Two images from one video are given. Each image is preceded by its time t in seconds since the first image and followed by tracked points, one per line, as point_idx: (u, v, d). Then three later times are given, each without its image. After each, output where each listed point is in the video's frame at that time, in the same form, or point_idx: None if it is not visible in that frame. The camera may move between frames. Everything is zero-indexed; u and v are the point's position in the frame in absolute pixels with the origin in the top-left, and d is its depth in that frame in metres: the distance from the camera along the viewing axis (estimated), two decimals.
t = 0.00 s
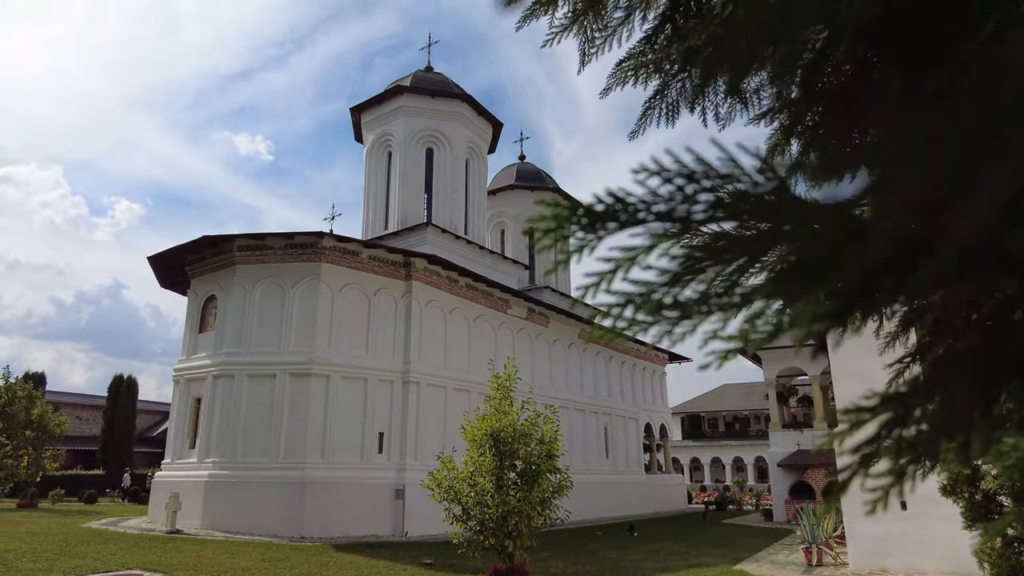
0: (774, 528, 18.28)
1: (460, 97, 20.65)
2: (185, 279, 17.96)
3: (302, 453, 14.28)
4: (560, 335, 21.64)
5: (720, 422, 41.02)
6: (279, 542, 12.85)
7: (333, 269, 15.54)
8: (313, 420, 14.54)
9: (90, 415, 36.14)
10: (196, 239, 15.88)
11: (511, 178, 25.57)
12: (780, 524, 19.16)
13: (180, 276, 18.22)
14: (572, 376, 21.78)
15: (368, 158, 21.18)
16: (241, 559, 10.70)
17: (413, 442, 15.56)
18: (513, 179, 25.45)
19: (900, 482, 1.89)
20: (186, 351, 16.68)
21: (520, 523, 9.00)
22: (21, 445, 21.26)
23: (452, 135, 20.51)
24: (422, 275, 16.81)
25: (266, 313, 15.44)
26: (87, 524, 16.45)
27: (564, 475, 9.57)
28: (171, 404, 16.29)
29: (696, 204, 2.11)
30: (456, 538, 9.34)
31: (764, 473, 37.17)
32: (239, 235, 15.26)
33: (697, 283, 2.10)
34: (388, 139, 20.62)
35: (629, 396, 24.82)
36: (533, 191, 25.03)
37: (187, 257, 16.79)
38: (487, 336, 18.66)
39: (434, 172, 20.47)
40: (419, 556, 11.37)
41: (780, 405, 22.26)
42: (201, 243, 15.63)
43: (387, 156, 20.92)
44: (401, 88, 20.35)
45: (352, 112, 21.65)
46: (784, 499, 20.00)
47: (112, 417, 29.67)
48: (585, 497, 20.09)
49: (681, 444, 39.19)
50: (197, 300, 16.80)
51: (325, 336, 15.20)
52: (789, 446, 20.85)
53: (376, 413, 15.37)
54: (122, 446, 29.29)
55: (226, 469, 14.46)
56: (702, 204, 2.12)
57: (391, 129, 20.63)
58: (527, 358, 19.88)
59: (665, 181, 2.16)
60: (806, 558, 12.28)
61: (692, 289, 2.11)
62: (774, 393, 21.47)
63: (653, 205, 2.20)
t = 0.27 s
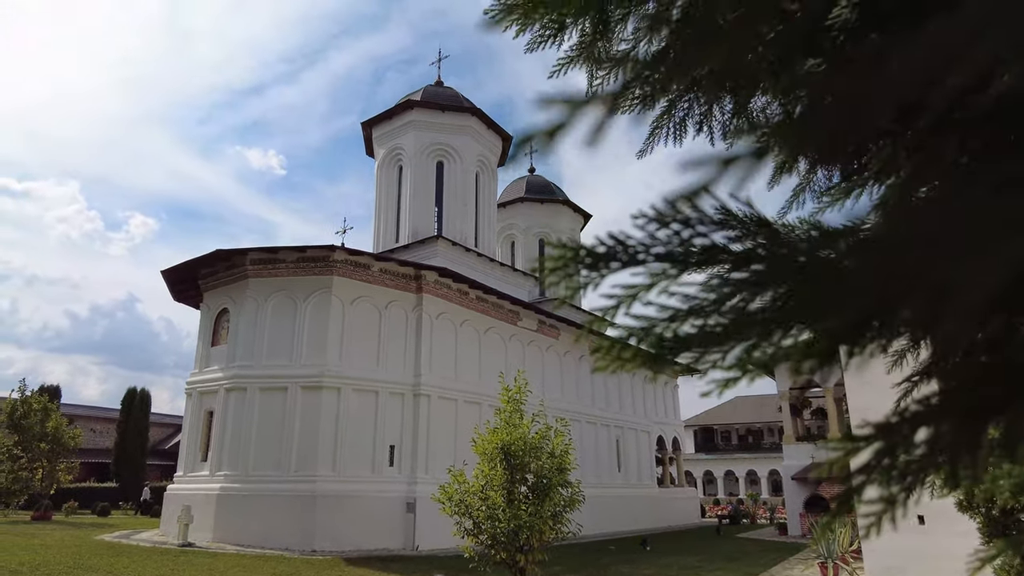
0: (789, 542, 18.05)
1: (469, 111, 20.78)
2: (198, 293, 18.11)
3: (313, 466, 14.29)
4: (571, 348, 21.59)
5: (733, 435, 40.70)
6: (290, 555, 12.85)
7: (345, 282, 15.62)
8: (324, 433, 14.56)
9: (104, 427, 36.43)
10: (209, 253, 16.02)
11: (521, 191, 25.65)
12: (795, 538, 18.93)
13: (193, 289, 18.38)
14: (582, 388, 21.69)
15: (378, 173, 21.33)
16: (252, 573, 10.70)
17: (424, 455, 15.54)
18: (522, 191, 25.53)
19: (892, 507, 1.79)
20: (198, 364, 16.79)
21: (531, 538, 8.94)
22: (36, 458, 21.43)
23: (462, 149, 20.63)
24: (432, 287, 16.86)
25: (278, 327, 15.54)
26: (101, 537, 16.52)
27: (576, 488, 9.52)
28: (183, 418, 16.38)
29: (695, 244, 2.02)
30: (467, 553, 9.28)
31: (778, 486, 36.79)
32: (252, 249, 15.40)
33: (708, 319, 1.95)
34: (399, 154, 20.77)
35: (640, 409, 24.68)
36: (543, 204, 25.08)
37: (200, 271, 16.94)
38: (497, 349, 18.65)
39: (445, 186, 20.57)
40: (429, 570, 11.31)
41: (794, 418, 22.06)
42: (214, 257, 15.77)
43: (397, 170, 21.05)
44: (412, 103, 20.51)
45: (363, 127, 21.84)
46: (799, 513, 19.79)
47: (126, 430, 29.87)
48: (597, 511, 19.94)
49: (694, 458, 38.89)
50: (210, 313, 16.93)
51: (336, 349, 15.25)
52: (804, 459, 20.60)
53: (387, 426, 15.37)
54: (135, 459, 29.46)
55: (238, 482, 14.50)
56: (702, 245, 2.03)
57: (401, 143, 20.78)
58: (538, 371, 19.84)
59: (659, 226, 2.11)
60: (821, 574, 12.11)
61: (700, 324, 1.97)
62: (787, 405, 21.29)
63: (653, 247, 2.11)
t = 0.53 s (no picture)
0: (805, 550, 17.86)
1: (480, 118, 20.83)
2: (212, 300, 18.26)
3: (326, 473, 14.33)
4: (583, 353, 21.52)
5: (747, 441, 40.31)
6: (303, 562, 12.87)
7: (357, 289, 15.69)
8: (337, 439, 14.60)
9: (120, 434, 36.71)
10: (223, 261, 16.16)
11: (532, 197, 25.67)
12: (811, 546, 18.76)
13: (207, 297, 18.51)
14: (594, 395, 21.60)
15: (390, 180, 21.44)
16: None
17: (435, 462, 15.53)
18: (534, 198, 25.56)
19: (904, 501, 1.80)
20: (212, 372, 16.89)
21: (544, 545, 8.90)
22: (52, 465, 21.63)
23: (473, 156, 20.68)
24: (444, 294, 16.89)
25: (291, 334, 15.63)
26: (116, 543, 16.63)
27: (589, 495, 9.49)
28: (198, 425, 16.48)
29: (700, 235, 1.95)
30: (479, 560, 9.26)
31: (793, 494, 36.33)
32: (265, 257, 15.50)
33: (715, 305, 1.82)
34: (411, 161, 20.88)
35: (653, 415, 24.52)
36: (554, 210, 25.07)
37: (214, 279, 17.08)
38: (509, 355, 18.63)
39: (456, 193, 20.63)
40: None
41: (809, 424, 21.83)
42: (228, 265, 15.89)
43: (409, 178, 21.15)
44: (423, 111, 20.62)
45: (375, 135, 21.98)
46: (814, 520, 19.63)
47: (140, 437, 30.02)
48: (610, 518, 19.82)
49: (708, 465, 38.55)
50: (223, 321, 17.05)
51: (348, 356, 15.30)
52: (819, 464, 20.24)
53: (400, 433, 15.39)
54: (150, 465, 29.60)
55: (251, 489, 14.56)
56: (707, 235, 1.94)
57: (413, 151, 20.89)
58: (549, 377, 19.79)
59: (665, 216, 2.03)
60: None
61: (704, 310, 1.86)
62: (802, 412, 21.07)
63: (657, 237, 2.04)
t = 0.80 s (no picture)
0: (817, 554, 17.75)
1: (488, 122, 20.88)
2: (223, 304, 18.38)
3: (336, 476, 14.38)
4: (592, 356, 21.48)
5: (758, 444, 40.08)
6: (314, 565, 12.92)
7: (367, 292, 15.75)
8: (346, 442, 14.65)
9: (131, 438, 36.99)
10: (233, 265, 16.27)
11: (541, 200, 25.69)
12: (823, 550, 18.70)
13: (217, 301, 18.65)
14: (604, 397, 21.54)
15: (399, 185, 21.52)
16: None
17: (445, 465, 15.55)
18: (542, 201, 25.57)
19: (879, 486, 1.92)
20: (223, 375, 17.01)
21: (553, 548, 8.89)
22: (66, 468, 21.82)
23: (481, 159, 20.70)
24: (453, 297, 16.92)
25: (301, 337, 15.71)
26: (129, 546, 16.76)
27: (598, 498, 9.48)
28: (209, 428, 16.59)
29: (682, 245, 1.97)
30: (489, 564, 9.26)
31: (805, 496, 36.08)
32: (275, 261, 15.60)
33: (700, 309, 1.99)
34: (419, 165, 20.95)
35: (663, 418, 24.43)
36: (563, 213, 25.07)
37: (225, 283, 17.20)
38: (518, 358, 18.63)
39: (465, 197, 20.68)
40: None
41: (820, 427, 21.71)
42: (238, 269, 16.00)
43: (417, 182, 21.23)
44: (432, 115, 20.69)
45: (383, 140, 22.07)
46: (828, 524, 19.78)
47: (152, 440, 30.24)
48: (620, 521, 19.76)
49: (719, 468, 38.36)
50: (234, 325, 17.17)
51: (358, 359, 15.35)
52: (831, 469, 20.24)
53: (409, 436, 15.42)
54: (162, 468, 29.80)
55: (261, 492, 14.63)
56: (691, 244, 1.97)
57: (422, 155, 20.96)
58: (559, 380, 19.77)
59: (650, 227, 2.08)
60: None
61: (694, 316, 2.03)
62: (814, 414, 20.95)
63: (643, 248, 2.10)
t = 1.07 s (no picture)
0: (827, 557, 17.67)
1: (495, 125, 20.92)
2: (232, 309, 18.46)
3: (344, 480, 14.40)
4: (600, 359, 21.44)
5: (767, 447, 39.90)
6: (322, 569, 12.94)
7: (374, 296, 15.79)
8: (354, 445, 14.66)
9: (140, 442, 37.15)
10: (242, 269, 16.35)
11: (547, 203, 25.70)
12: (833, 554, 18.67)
13: (226, 306, 18.73)
14: (612, 400, 21.49)
15: (406, 189, 21.57)
16: None
17: (452, 468, 15.54)
18: (549, 204, 25.58)
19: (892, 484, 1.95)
20: (231, 379, 17.07)
21: (561, 552, 8.87)
22: (76, 471, 21.90)
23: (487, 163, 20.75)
24: (460, 301, 16.94)
25: (309, 341, 15.75)
26: (138, 549, 16.82)
27: (606, 501, 9.46)
28: (217, 432, 16.66)
29: (689, 249, 1.98)
30: (497, 567, 9.25)
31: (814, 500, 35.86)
32: (283, 265, 15.66)
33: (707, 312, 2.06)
34: (426, 169, 20.99)
35: (671, 421, 24.33)
36: (569, 216, 25.07)
37: (233, 288, 17.27)
38: (525, 361, 18.62)
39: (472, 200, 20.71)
40: None
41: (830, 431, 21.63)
42: (247, 273, 16.07)
43: (424, 186, 21.28)
44: (438, 119, 20.74)
45: (390, 144, 22.14)
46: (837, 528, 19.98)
47: (161, 443, 30.39)
48: (628, 525, 19.70)
49: (727, 471, 38.21)
50: (243, 329, 17.25)
51: (365, 363, 15.37)
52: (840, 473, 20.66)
53: (417, 440, 15.43)
54: (170, 472, 29.92)
55: (269, 496, 14.67)
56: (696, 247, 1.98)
57: (429, 159, 21.01)
58: (566, 383, 19.74)
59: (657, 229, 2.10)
60: None
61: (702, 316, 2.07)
62: (823, 418, 20.86)
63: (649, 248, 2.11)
